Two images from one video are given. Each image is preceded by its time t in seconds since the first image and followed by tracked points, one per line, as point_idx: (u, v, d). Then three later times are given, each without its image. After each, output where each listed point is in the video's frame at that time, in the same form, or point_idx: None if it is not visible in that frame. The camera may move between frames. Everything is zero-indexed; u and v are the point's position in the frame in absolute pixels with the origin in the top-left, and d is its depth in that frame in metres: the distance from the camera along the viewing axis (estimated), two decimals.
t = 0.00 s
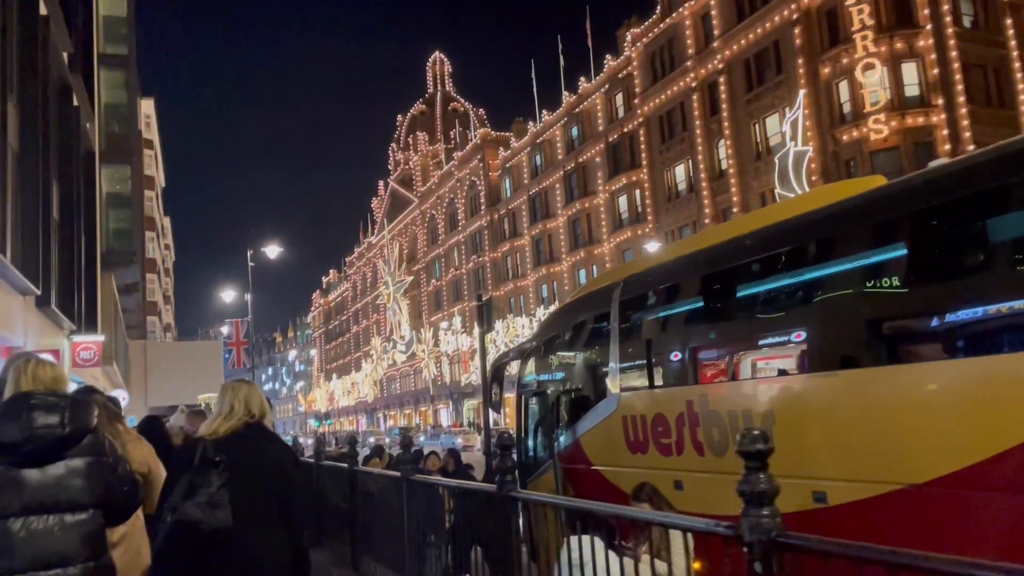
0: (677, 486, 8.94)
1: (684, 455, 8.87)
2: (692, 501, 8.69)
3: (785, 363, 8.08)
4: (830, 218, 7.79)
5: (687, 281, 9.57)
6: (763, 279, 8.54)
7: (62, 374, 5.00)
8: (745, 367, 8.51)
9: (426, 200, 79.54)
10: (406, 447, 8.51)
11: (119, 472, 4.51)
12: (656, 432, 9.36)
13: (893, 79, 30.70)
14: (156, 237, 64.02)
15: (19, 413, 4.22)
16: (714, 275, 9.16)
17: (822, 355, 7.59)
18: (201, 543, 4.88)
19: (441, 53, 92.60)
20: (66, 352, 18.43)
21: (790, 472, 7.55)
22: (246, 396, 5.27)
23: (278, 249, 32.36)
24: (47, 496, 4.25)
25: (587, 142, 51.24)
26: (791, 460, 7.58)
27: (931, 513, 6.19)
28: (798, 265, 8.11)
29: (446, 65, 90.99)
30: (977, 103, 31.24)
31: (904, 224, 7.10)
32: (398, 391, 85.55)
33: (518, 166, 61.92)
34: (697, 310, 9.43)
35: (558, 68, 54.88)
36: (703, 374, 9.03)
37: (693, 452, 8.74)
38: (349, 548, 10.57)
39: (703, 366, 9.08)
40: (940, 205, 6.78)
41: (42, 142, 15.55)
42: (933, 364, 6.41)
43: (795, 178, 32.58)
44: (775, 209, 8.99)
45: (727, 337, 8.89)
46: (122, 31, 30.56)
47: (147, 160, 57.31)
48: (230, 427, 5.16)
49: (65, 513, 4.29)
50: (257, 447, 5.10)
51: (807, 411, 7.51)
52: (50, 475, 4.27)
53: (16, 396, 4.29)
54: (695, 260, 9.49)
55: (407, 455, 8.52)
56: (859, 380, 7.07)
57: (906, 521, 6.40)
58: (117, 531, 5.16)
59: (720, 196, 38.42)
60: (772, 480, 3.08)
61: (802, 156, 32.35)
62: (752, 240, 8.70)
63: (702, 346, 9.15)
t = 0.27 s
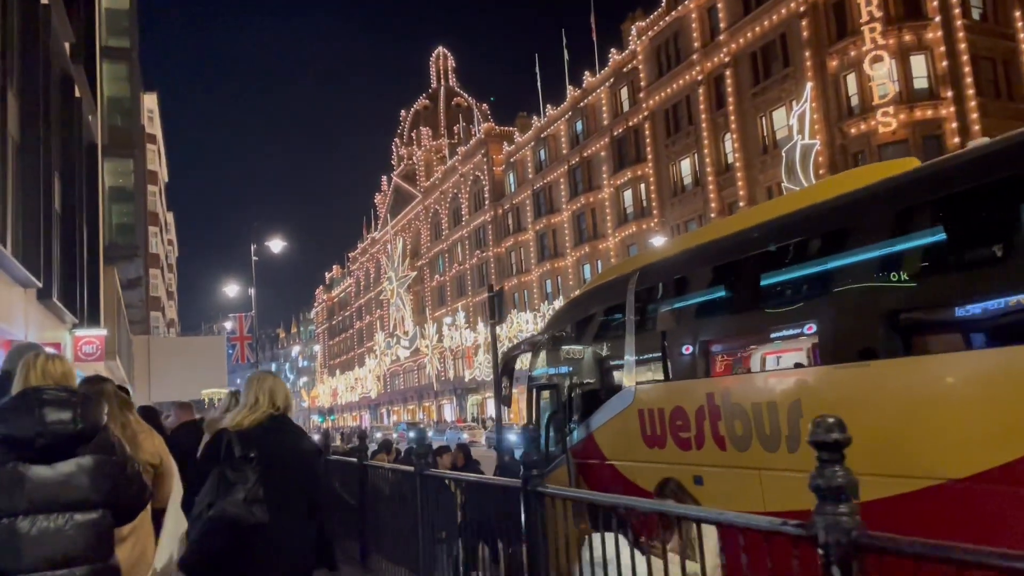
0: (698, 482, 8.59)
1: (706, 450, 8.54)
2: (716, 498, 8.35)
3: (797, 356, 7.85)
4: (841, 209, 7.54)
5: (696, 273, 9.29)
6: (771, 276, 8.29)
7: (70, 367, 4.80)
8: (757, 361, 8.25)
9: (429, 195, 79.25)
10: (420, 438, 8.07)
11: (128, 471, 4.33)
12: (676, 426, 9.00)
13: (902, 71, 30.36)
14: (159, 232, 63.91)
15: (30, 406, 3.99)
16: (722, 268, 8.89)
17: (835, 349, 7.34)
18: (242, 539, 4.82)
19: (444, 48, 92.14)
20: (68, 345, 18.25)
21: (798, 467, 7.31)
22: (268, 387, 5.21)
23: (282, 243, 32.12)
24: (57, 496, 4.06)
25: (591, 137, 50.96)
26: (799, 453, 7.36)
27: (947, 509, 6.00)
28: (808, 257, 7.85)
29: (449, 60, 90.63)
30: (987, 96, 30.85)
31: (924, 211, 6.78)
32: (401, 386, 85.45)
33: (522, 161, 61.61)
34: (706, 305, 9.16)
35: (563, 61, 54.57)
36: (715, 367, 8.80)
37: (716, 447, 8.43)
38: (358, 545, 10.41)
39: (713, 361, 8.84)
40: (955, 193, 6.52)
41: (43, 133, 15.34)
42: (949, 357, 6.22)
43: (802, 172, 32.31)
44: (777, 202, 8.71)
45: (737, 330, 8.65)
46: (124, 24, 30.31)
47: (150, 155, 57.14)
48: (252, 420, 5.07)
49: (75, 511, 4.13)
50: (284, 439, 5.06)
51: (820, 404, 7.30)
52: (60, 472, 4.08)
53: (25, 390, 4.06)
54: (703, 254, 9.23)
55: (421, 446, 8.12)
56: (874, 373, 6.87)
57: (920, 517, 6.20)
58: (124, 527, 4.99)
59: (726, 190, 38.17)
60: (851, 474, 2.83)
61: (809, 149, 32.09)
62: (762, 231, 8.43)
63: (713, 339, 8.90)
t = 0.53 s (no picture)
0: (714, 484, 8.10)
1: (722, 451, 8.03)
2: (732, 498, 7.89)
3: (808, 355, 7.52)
4: (848, 207, 7.28)
5: (702, 269, 8.98)
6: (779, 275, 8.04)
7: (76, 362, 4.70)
8: (763, 360, 7.98)
9: (429, 192, 78.94)
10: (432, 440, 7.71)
11: (140, 474, 4.28)
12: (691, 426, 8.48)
13: (907, 67, 30.10)
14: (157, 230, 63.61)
15: (43, 409, 3.92)
16: (726, 269, 8.63)
17: (844, 347, 7.07)
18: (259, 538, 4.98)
19: (444, 44, 91.60)
20: (65, 343, 18.01)
21: (810, 465, 7.01)
22: (285, 381, 5.46)
23: (281, 240, 31.87)
24: (68, 501, 3.98)
25: (593, 133, 50.67)
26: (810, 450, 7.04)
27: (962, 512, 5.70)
28: (816, 256, 7.60)
29: (449, 56, 90.29)
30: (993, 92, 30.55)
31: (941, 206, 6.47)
32: (401, 385, 85.21)
33: (522, 158, 61.26)
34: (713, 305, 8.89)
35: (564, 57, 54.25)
36: (721, 366, 8.46)
37: (735, 447, 7.90)
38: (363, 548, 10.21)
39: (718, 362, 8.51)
40: (964, 192, 6.27)
41: (40, 127, 15.10)
42: (971, 355, 5.90)
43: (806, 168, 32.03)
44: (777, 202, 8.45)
45: (743, 327, 8.35)
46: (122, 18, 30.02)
47: (149, 151, 56.80)
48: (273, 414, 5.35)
49: (86, 515, 4.05)
50: (301, 434, 5.37)
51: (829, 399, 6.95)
52: (71, 478, 4.00)
53: (37, 392, 3.99)
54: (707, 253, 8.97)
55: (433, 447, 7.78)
56: (885, 370, 6.56)
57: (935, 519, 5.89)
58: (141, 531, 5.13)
59: (728, 187, 37.90)
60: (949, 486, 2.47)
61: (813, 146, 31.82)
62: (764, 232, 8.19)
63: (720, 338, 8.59)
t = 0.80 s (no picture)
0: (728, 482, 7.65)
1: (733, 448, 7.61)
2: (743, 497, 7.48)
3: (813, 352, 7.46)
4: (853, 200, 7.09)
5: (707, 262, 8.78)
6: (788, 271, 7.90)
7: (83, 350, 4.67)
8: (767, 358, 7.91)
9: (428, 190, 78.77)
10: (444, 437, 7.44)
11: (142, 463, 4.22)
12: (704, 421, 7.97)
13: (909, 63, 29.96)
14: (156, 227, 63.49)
15: (41, 398, 3.84)
16: (730, 264, 8.45)
17: (854, 340, 6.90)
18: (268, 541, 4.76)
19: (443, 42, 91.40)
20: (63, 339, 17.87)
21: (820, 464, 6.67)
22: (293, 380, 5.40)
23: (280, 236, 31.71)
24: (63, 491, 3.95)
25: (593, 131, 50.51)
26: (820, 448, 6.70)
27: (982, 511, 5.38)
28: (826, 250, 7.44)
29: (448, 54, 90.07)
30: (996, 88, 30.37)
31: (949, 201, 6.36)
32: (399, 383, 85.06)
33: (522, 155, 61.09)
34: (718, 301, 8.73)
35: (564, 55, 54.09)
36: (730, 360, 8.33)
37: (749, 443, 7.44)
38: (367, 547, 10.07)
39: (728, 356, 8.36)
40: (975, 184, 6.07)
41: (37, 121, 14.96)
42: (987, 352, 5.57)
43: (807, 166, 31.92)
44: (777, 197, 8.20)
45: (751, 324, 8.22)
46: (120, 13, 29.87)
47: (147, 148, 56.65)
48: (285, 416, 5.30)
49: (83, 505, 4.01)
50: (309, 434, 5.32)
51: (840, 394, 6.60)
52: (67, 468, 3.96)
53: (34, 380, 3.93)
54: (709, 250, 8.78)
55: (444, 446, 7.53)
56: (896, 364, 6.23)
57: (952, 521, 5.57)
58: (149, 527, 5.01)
59: (729, 185, 37.78)
60: None
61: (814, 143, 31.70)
62: (766, 228, 7.98)
63: (727, 333, 8.46)
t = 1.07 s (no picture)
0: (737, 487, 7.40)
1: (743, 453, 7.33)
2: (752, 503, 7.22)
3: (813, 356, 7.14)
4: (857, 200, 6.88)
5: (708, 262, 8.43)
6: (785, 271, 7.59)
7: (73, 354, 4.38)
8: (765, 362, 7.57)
9: (421, 192, 78.46)
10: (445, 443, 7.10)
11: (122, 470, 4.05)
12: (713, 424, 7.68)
13: (906, 64, 29.79)
14: (147, 228, 62.99)
15: (16, 402, 3.73)
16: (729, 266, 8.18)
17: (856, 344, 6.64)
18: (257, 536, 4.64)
19: (437, 43, 91.10)
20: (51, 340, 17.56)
21: (832, 470, 6.41)
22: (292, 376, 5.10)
23: (273, 237, 31.35)
24: (35, 502, 3.77)
25: (587, 132, 50.29)
26: (833, 453, 6.44)
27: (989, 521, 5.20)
28: (828, 250, 7.17)
29: (442, 56, 89.74)
30: (994, 90, 30.21)
31: (956, 204, 6.16)
32: (392, 386, 84.67)
33: (516, 157, 60.84)
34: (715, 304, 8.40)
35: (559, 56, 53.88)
36: (729, 364, 7.95)
37: (761, 447, 7.15)
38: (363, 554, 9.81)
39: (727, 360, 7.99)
40: (986, 182, 5.85)
41: (24, 116, 14.65)
42: (996, 353, 5.35)
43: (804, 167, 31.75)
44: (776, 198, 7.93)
45: (749, 326, 7.87)
46: (111, 11, 29.51)
47: (138, 149, 56.20)
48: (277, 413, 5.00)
49: (56, 517, 3.83)
50: (305, 432, 5.03)
51: (855, 397, 6.32)
52: (42, 477, 3.79)
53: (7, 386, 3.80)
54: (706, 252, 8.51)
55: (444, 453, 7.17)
56: (909, 366, 5.99)
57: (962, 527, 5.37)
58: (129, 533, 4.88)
59: (725, 186, 37.60)
60: None
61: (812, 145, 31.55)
62: (763, 229, 7.73)
63: (728, 336, 8.07)
